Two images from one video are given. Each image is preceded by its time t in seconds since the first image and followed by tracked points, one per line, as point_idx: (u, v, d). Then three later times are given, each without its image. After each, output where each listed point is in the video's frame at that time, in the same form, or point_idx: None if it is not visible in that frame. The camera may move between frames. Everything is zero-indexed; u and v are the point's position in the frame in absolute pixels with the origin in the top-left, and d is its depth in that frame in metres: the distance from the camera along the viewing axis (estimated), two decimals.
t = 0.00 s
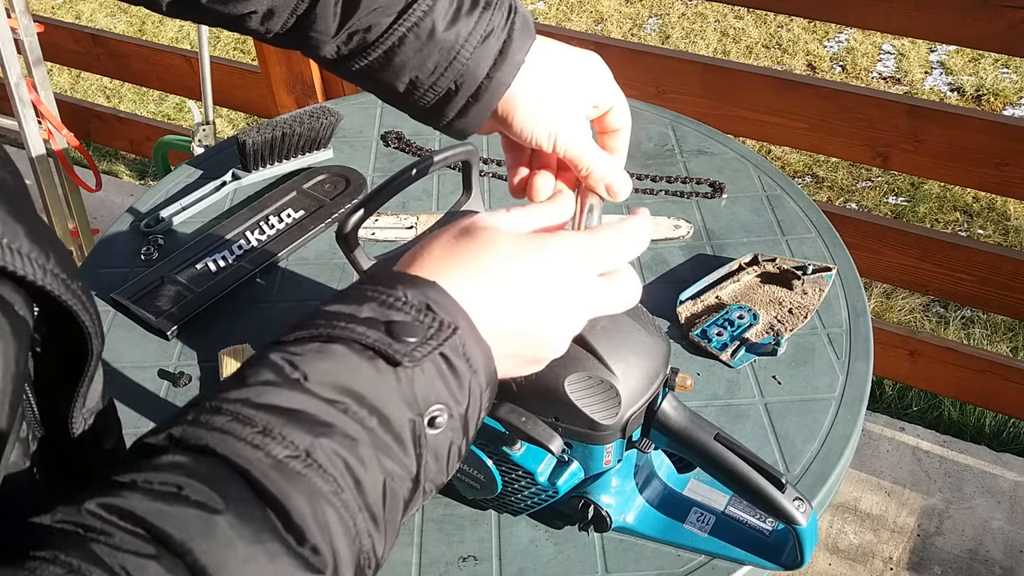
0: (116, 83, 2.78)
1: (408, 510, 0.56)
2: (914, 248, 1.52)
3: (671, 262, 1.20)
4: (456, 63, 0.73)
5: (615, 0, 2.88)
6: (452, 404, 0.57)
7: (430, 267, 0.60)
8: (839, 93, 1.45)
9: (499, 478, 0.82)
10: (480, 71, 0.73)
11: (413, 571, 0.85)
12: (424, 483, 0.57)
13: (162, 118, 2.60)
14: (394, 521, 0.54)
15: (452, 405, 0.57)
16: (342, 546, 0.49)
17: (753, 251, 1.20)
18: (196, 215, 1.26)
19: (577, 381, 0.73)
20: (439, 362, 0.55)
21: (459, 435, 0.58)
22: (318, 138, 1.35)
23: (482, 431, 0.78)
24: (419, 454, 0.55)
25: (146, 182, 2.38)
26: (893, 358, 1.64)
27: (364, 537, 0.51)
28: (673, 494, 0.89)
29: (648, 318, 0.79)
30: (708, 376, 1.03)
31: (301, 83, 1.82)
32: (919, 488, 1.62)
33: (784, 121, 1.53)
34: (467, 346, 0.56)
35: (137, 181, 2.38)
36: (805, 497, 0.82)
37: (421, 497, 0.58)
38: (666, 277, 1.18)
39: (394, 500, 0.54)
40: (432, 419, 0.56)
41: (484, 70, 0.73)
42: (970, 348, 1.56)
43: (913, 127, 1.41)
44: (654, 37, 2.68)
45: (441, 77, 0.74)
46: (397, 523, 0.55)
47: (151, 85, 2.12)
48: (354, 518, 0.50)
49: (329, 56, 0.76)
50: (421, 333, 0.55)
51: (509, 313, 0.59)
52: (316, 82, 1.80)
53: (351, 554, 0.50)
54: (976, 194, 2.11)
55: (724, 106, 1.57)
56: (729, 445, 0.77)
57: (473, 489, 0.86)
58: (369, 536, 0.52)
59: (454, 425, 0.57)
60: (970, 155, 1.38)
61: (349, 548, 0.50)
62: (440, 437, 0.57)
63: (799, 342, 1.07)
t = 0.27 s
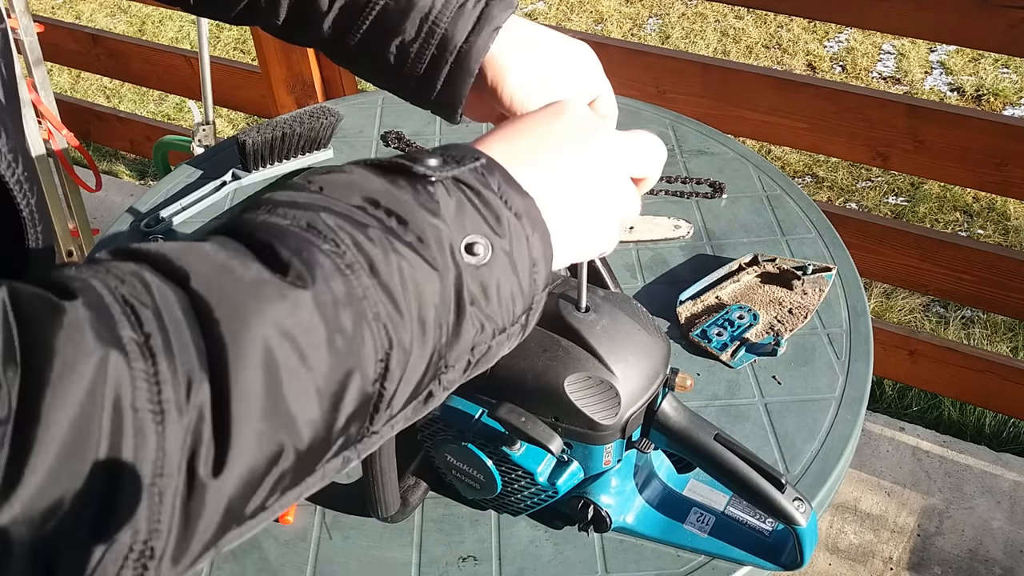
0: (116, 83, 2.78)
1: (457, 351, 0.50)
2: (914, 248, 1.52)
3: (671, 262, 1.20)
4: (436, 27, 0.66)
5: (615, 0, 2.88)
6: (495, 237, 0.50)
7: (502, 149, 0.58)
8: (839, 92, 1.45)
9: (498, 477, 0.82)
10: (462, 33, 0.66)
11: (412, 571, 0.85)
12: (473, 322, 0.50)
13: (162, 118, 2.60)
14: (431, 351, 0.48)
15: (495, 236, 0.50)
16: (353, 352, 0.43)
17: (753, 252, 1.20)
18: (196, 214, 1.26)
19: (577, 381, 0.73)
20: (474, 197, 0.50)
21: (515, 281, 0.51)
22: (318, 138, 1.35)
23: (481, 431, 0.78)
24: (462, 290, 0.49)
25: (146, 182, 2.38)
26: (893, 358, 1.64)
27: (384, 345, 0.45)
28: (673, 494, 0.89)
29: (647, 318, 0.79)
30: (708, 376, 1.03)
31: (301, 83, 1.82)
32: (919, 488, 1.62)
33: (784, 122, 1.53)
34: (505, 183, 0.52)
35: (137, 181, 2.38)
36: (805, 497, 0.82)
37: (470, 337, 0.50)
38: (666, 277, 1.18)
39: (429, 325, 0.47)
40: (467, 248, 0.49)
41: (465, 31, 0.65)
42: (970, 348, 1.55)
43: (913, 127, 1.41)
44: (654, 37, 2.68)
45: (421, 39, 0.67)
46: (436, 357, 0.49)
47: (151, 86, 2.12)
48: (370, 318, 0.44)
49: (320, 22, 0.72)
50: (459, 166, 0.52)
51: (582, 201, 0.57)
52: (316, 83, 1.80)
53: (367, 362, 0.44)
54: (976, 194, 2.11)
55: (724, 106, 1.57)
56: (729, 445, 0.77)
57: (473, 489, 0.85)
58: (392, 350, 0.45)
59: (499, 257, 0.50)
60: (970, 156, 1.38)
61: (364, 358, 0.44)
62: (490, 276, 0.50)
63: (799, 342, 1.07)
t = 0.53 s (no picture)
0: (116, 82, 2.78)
1: (473, 261, 0.46)
2: (914, 248, 1.52)
3: (671, 262, 1.20)
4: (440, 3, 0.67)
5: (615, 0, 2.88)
6: (511, 149, 0.48)
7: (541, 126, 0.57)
8: (839, 92, 1.45)
9: (499, 477, 0.82)
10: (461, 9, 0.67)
11: (413, 570, 0.85)
12: (489, 228, 0.46)
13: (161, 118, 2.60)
14: (444, 241, 0.44)
15: (509, 149, 0.48)
16: (357, 184, 0.41)
17: (753, 251, 1.20)
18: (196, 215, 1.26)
19: (577, 381, 0.73)
20: (490, 116, 0.49)
21: (532, 195, 0.48)
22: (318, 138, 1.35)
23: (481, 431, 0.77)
24: (478, 193, 0.46)
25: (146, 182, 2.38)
26: (893, 358, 1.64)
27: (390, 201, 0.42)
28: (673, 494, 0.89)
29: (647, 318, 0.79)
30: (708, 375, 1.03)
31: (301, 83, 1.82)
32: (919, 488, 1.62)
33: (785, 122, 1.53)
34: (515, 119, 0.50)
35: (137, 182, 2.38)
36: (805, 497, 0.82)
37: (486, 244, 0.46)
38: (666, 277, 1.18)
39: (442, 207, 0.44)
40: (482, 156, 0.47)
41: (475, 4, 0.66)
42: (970, 347, 1.55)
43: (912, 127, 1.41)
44: (654, 37, 2.68)
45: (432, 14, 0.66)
46: (446, 258, 0.45)
47: (151, 86, 2.12)
48: (374, 168, 0.42)
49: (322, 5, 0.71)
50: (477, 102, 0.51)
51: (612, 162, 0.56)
52: (315, 83, 1.80)
53: (375, 203, 0.41)
54: (976, 194, 2.11)
55: (724, 106, 1.57)
56: (729, 445, 0.77)
57: (474, 489, 0.85)
58: (400, 208, 0.42)
59: (514, 169, 0.47)
60: (970, 156, 1.38)
61: (370, 199, 0.41)
62: (505, 187, 0.47)
63: (799, 342, 1.07)
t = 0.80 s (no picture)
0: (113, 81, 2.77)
1: (492, 251, 0.46)
2: (914, 247, 1.52)
3: (671, 262, 1.20)
4: (504, 47, 0.71)
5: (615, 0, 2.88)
6: (528, 148, 0.48)
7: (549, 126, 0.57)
8: (839, 93, 1.45)
9: (499, 477, 0.81)
10: (523, 56, 0.71)
11: (413, 571, 0.85)
12: (507, 220, 0.46)
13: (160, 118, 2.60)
14: (465, 225, 0.45)
15: (527, 148, 0.48)
16: (379, 156, 0.41)
17: (753, 251, 1.20)
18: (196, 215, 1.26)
19: (577, 381, 0.73)
20: (507, 117, 0.50)
21: (549, 191, 0.48)
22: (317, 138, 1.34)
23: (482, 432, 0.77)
24: (496, 184, 0.46)
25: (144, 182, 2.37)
26: (893, 358, 1.64)
27: (412, 178, 0.43)
28: (673, 494, 0.89)
29: (647, 318, 0.79)
30: (708, 376, 1.03)
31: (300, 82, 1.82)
32: (919, 488, 1.62)
33: (785, 122, 1.53)
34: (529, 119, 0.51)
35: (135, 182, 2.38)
36: (805, 497, 0.82)
37: (505, 234, 0.46)
38: (666, 277, 1.18)
39: (462, 194, 0.44)
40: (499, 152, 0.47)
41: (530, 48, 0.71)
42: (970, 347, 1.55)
43: (912, 127, 1.41)
44: (654, 37, 2.68)
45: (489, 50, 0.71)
46: (466, 244, 0.45)
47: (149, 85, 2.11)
48: (396, 147, 0.43)
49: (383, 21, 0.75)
50: (495, 108, 0.52)
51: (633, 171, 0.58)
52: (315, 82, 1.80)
53: (398, 175, 0.42)
54: (976, 194, 2.11)
55: (725, 106, 1.57)
56: (729, 445, 0.77)
57: (474, 489, 0.85)
58: (422, 186, 0.43)
59: (529, 162, 0.48)
60: (970, 156, 1.38)
61: (393, 171, 0.42)
62: (523, 182, 0.47)
63: (799, 342, 1.07)
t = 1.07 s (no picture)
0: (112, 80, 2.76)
1: (503, 264, 0.46)
2: (914, 248, 1.52)
3: (671, 262, 1.20)
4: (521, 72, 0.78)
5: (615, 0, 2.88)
6: (540, 158, 0.48)
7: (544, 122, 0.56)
8: (839, 93, 1.45)
9: (498, 478, 0.81)
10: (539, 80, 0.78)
11: (413, 570, 0.85)
12: (519, 234, 0.46)
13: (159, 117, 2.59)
14: (479, 239, 0.44)
15: (539, 159, 0.48)
16: (404, 171, 0.42)
17: (753, 252, 1.20)
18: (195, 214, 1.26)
19: (577, 381, 0.73)
20: (521, 127, 0.49)
21: (559, 203, 0.48)
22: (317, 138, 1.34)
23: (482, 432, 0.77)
24: (509, 198, 0.46)
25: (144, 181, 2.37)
26: (893, 358, 1.64)
27: (432, 193, 0.43)
28: (673, 495, 0.89)
29: (647, 318, 0.79)
30: (708, 376, 1.03)
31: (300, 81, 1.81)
32: (919, 488, 1.62)
33: (785, 122, 1.53)
34: (543, 130, 0.50)
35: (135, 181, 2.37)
36: (805, 497, 0.82)
37: (517, 248, 0.46)
38: (667, 277, 1.18)
39: (478, 208, 0.44)
40: (512, 164, 0.47)
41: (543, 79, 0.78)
42: (970, 347, 1.55)
43: (912, 127, 1.41)
44: (654, 37, 2.68)
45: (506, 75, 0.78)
46: (480, 258, 0.45)
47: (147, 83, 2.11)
48: (418, 161, 0.43)
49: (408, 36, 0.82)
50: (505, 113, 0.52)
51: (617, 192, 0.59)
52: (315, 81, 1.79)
53: (419, 191, 0.42)
54: (976, 194, 2.11)
55: (724, 106, 1.57)
56: (729, 446, 0.77)
57: (474, 490, 0.85)
58: (441, 201, 0.43)
59: (542, 176, 0.48)
60: (970, 156, 1.38)
61: (414, 187, 0.42)
62: (534, 195, 0.47)
63: (799, 342, 1.07)
